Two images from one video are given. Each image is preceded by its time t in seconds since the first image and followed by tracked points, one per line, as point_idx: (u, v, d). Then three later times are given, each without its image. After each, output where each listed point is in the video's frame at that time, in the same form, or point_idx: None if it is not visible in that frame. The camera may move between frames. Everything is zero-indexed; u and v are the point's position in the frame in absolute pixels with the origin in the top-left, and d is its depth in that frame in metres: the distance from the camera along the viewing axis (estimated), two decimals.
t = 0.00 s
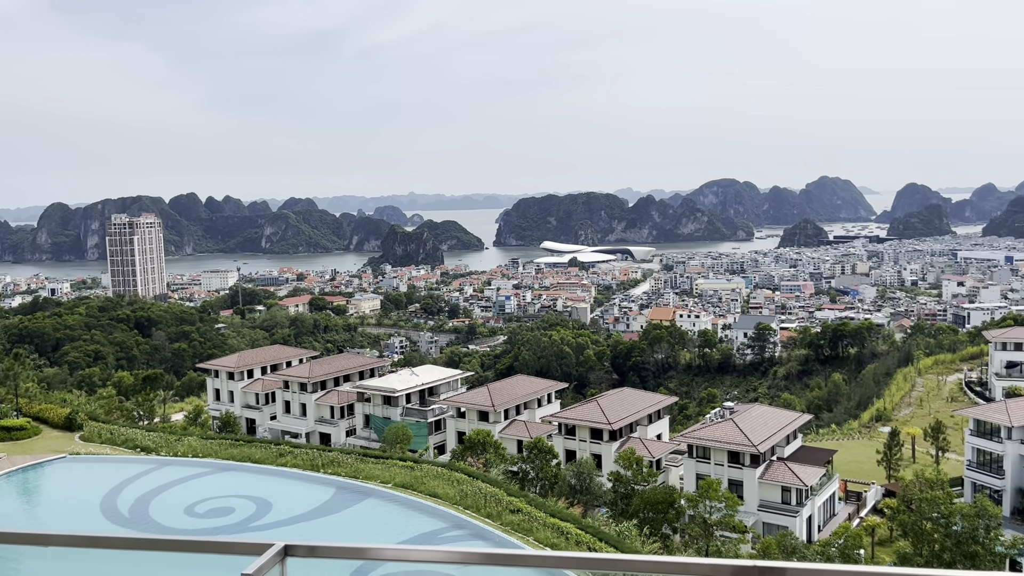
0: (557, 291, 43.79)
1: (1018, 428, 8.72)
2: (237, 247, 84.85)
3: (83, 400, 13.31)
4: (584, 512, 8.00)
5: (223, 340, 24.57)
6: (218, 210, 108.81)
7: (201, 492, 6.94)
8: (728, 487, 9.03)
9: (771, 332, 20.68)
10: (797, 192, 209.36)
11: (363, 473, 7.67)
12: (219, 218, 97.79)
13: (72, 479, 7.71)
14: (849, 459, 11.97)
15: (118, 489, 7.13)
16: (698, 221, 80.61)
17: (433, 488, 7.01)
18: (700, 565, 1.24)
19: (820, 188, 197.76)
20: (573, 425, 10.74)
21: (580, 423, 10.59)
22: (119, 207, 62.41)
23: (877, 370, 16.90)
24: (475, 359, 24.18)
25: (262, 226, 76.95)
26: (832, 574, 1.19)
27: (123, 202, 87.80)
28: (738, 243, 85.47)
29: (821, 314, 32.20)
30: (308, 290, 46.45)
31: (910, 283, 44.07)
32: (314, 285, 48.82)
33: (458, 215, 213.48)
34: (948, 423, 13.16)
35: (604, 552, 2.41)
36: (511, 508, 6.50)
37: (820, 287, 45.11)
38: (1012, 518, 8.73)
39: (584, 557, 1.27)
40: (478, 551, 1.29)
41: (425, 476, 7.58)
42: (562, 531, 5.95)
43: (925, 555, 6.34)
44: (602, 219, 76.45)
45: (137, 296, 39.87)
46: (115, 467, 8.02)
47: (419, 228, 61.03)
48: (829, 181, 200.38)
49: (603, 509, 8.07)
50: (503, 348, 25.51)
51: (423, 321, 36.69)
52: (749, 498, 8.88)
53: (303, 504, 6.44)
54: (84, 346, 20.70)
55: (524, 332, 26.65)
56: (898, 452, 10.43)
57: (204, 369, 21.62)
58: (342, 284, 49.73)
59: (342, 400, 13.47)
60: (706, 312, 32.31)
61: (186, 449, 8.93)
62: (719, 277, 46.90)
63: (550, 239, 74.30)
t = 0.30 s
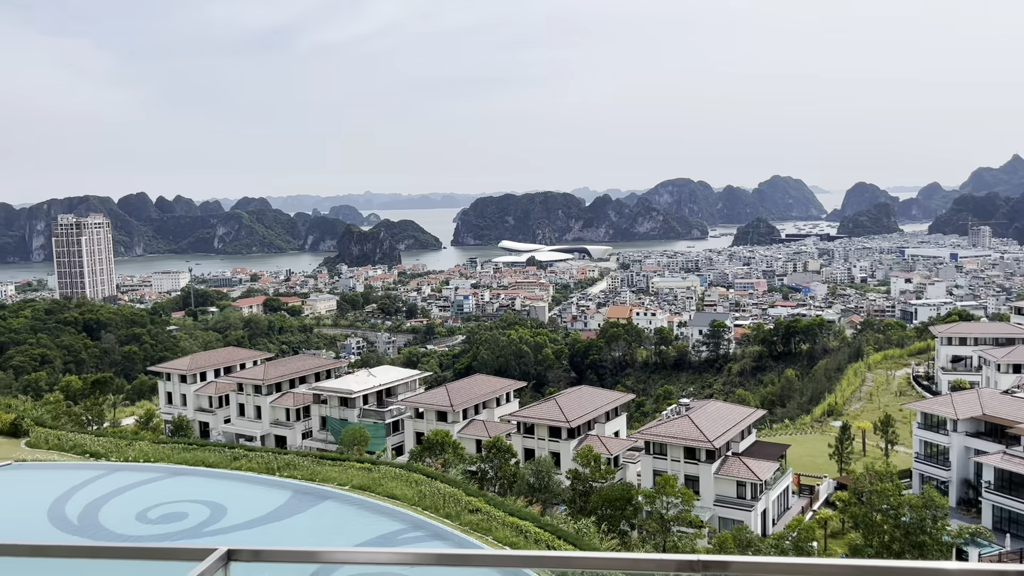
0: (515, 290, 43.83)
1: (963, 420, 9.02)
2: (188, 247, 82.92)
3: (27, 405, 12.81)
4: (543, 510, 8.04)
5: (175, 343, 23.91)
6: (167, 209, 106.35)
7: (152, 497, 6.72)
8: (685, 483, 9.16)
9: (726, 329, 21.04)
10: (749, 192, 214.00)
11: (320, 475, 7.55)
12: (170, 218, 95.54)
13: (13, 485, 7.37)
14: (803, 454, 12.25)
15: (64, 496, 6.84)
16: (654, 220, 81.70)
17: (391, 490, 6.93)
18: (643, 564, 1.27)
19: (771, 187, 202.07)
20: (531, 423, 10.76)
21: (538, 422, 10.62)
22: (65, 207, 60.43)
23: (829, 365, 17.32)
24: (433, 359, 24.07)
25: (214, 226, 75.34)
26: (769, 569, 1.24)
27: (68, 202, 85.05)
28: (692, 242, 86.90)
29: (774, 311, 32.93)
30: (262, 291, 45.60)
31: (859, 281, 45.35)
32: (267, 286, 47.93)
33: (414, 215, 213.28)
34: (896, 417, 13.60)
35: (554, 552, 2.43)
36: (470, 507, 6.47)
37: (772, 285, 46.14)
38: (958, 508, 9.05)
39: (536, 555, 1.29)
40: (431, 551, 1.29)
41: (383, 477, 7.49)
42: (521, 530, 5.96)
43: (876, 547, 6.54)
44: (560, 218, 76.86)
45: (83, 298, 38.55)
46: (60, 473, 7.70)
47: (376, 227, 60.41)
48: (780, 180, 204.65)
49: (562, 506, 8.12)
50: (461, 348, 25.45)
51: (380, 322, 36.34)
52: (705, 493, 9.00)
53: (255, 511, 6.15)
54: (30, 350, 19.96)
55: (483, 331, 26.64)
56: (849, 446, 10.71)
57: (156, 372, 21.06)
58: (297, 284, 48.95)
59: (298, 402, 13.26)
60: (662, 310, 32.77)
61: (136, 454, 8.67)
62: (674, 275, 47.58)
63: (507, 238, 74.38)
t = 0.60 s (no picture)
0: (475, 289, 43.77)
1: (913, 414, 9.31)
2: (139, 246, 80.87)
3: None
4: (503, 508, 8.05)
5: (128, 344, 23.21)
6: (116, 208, 103.72)
7: (103, 502, 6.50)
8: (643, 480, 9.27)
9: (683, 326, 21.23)
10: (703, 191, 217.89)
11: (277, 477, 7.40)
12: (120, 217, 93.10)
13: None
14: (758, 448, 12.52)
15: (9, 503, 6.58)
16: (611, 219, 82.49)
17: (350, 491, 6.84)
18: (589, 559, 1.28)
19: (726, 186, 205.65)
20: (492, 422, 10.75)
21: (498, 421, 10.62)
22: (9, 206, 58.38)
23: (784, 361, 17.74)
24: (392, 359, 23.90)
25: (167, 225, 73.60)
26: (713, 561, 1.26)
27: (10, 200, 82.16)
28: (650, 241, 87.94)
29: (730, 308, 33.52)
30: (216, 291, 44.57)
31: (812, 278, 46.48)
32: (221, 286, 46.87)
33: (372, 214, 213.20)
34: (849, 412, 13.99)
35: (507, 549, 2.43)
36: (429, 507, 6.43)
37: (728, 282, 46.93)
38: (908, 500, 9.34)
39: (485, 554, 1.29)
40: (384, 553, 1.29)
41: (341, 479, 7.39)
42: (481, 529, 5.95)
43: (829, 538, 6.67)
44: (518, 217, 77.05)
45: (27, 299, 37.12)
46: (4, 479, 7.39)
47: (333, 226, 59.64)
48: (735, 180, 208.25)
49: (522, 504, 8.14)
50: (421, 347, 25.33)
51: (338, 321, 35.88)
52: (663, 489, 9.11)
53: (211, 514, 6.01)
54: None
55: (443, 330, 26.55)
56: (803, 440, 10.93)
57: (107, 375, 20.48)
58: (252, 284, 48.02)
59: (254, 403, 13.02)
60: (620, 308, 33.08)
61: (86, 458, 8.40)
62: (632, 274, 48.05)
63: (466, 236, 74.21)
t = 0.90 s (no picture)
0: (436, 288, 43.65)
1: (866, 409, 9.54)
2: (90, 245, 78.72)
3: None
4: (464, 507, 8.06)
5: (78, 344, 22.57)
6: (66, 205, 101.06)
7: (53, 507, 6.25)
8: (604, 477, 9.33)
9: (642, 325, 21.47)
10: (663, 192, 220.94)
11: (233, 479, 7.22)
12: (70, 216, 90.67)
13: None
14: (716, 445, 12.70)
15: None
16: (572, 219, 83.02)
17: (308, 492, 6.67)
18: (537, 556, 1.28)
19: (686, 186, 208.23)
20: (452, 422, 10.73)
21: (458, 420, 10.61)
22: None
23: (741, 359, 18.05)
24: (352, 358, 23.72)
25: (120, 224, 71.83)
26: (662, 556, 1.27)
27: None
28: (612, 240, 88.66)
29: (688, 307, 33.99)
30: (171, 290, 43.57)
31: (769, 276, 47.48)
32: (177, 285, 45.88)
33: (331, 212, 213.07)
34: (804, 408, 14.28)
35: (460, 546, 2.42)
36: (388, 507, 6.30)
37: (687, 281, 47.51)
38: (861, 494, 9.56)
39: (436, 553, 1.29)
40: (337, 554, 1.29)
41: (300, 479, 7.23)
42: (442, 528, 5.85)
43: (785, 532, 6.82)
44: (481, 216, 77.04)
45: None
46: None
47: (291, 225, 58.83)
48: (695, 180, 210.94)
49: (482, 503, 8.15)
50: (381, 347, 25.16)
51: (296, 321, 35.44)
52: (622, 486, 9.19)
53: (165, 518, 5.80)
54: None
55: (404, 329, 26.42)
56: (760, 436, 11.13)
57: (56, 378, 19.90)
58: (208, 284, 47.08)
59: (210, 404, 12.80)
60: (580, 306, 33.32)
61: (36, 462, 8.12)
62: (593, 273, 48.37)
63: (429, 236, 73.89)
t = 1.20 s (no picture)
0: (397, 288, 43.43)
1: (821, 407, 9.72)
2: (40, 243, 76.45)
3: None
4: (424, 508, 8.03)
5: (28, 345, 21.97)
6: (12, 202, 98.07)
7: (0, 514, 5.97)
8: (565, 475, 9.38)
9: (603, 324, 21.65)
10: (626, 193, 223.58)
11: (190, 482, 6.96)
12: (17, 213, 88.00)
13: None
14: (675, 443, 12.84)
15: None
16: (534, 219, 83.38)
17: (265, 494, 6.39)
18: (489, 556, 1.28)
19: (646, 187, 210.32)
20: (413, 422, 10.68)
21: (419, 420, 10.57)
22: None
23: (700, 357, 18.27)
24: (311, 358, 23.51)
25: (73, 222, 69.95)
26: (617, 553, 1.27)
27: None
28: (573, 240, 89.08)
29: (648, 306, 34.33)
30: (125, 290, 42.50)
31: (726, 276, 48.43)
32: (131, 285, 44.70)
33: (290, 210, 212.93)
34: (761, 406, 14.51)
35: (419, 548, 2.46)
36: (349, 508, 6.02)
37: (647, 281, 47.95)
38: (816, 490, 9.76)
39: (393, 553, 1.28)
40: (288, 556, 1.28)
41: (258, 482, 6.94)
42: (403, 530, 5.62)
43: (743, 529, 6.90)
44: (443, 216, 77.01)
45: None
46: None
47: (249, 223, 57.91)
48: (654, 179, 213.14)
49: (443, 503, 8.11)
50: (341, 347, 24.96)
51: (254, 321, 34.93)
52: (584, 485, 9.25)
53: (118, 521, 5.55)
54: None
55: (364, 329, 26.23)
56: (718, 434, 11.35)
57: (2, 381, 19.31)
58: (163, 283, 46.10)
59: (166, 406, 12.56)
60: (542, 306, 33.44)
61: None
62: (554, 273, 48.57)
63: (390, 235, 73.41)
